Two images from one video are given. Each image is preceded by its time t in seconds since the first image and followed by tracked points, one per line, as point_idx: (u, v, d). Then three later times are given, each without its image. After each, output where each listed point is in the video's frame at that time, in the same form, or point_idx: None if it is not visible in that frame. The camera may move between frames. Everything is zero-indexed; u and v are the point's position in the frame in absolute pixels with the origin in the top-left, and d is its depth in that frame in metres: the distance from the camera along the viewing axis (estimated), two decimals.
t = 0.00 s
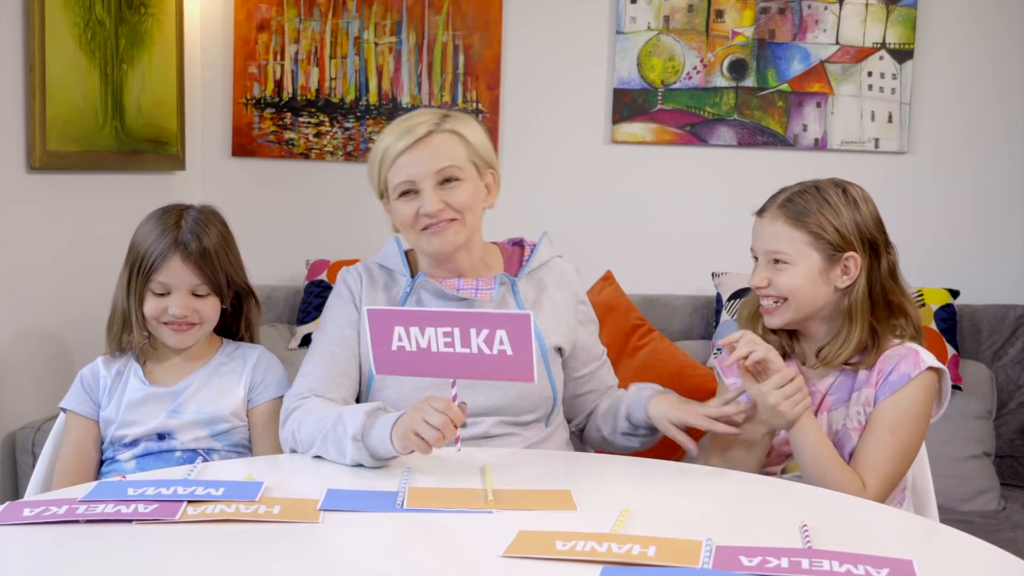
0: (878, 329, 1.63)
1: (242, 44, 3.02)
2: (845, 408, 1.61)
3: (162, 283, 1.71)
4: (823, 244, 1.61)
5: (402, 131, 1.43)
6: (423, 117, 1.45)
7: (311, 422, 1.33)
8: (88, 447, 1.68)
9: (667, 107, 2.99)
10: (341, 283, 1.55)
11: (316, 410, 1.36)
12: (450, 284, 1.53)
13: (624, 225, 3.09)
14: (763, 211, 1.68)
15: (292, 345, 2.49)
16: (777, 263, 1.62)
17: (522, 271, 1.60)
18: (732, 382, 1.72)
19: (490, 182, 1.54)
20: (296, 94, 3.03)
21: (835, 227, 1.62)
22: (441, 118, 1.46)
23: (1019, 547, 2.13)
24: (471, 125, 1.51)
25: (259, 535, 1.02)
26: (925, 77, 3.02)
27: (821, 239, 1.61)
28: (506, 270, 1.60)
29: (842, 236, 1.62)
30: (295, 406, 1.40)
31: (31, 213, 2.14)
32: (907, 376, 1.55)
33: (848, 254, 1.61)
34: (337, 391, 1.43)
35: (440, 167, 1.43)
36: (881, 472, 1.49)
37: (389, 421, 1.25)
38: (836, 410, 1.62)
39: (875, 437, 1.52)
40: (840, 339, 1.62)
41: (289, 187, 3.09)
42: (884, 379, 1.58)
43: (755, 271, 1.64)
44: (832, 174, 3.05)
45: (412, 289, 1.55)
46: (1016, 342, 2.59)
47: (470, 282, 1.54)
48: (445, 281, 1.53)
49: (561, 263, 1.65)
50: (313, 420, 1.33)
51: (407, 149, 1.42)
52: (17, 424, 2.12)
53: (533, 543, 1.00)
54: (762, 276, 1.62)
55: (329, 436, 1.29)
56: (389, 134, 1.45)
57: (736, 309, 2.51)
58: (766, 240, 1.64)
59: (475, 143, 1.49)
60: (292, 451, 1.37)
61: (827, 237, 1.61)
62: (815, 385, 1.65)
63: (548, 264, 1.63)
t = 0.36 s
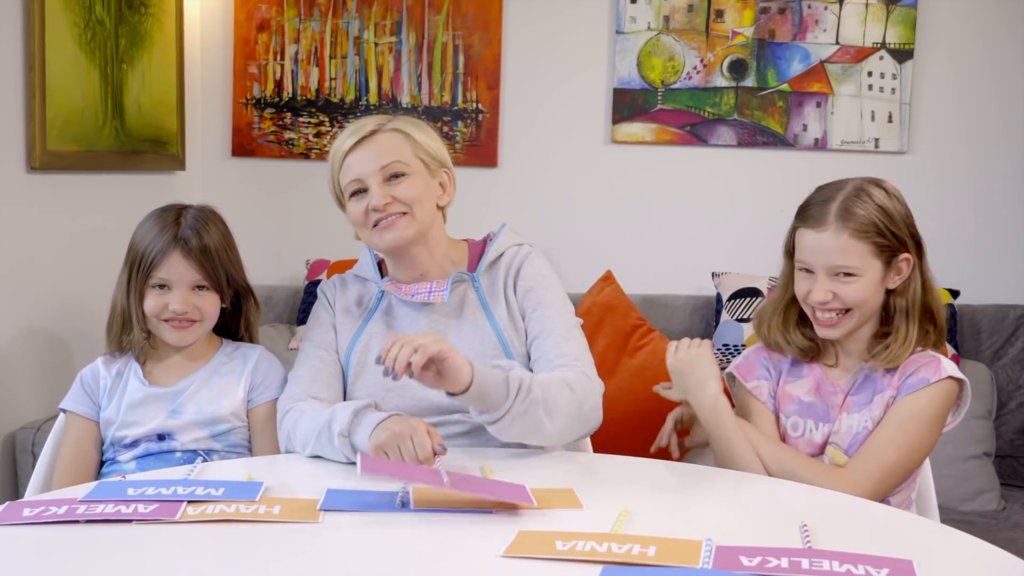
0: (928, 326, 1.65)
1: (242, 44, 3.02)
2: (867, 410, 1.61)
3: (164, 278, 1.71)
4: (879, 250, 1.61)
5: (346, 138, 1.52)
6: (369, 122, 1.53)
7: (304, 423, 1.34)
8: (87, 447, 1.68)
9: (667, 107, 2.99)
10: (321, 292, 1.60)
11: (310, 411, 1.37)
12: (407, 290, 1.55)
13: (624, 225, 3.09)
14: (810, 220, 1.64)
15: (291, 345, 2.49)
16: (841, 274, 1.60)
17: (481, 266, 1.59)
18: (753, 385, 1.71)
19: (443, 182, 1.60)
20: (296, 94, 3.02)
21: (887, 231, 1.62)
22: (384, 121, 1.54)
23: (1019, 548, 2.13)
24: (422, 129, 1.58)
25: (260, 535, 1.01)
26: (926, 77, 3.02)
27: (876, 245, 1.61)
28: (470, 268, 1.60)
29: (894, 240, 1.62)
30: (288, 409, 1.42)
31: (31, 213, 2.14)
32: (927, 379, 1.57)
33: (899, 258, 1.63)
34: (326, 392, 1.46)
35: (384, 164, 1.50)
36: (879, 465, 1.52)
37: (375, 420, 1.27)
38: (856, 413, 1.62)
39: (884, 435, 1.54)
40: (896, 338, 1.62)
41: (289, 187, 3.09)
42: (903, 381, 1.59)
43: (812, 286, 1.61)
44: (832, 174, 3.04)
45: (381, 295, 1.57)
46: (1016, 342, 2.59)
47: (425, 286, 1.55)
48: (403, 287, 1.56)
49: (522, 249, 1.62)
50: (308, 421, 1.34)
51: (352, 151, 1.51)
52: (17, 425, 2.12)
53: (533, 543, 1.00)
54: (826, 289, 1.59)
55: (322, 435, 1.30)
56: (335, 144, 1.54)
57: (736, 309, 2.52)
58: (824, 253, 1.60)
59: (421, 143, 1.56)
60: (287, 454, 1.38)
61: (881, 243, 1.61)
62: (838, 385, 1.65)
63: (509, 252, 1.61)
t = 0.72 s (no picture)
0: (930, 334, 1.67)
1: (242, 44, 3.02)
2: (861, 404, 1.60)
3: (168, 272, 1.71)
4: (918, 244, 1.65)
5: (444, 124, 1.43)
6: (475, 115, 1.44)
7: (332, 413, 1.34)
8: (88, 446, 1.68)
9: (667, 107, 2.99)
10: (361, 278, 1.57)
11: (337, 400, 1.36)
12: (457, 292, 1.53)
13: (625, 225, 3.09)
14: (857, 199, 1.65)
15: (291, 345, 2.49)
16: (883, 254, 1.61)
17: (530, 276, 1.56)
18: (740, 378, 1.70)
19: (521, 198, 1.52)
20: (296, 94, 3.02)
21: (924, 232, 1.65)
22: (488, 118, 1.45)
23: (1019, 547, 2.13)
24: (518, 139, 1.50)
25: (260, 535, 1.02)
26: (926, 77, 3.02)
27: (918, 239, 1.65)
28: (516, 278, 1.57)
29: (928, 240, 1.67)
30: (321, 399, 1.39)
31: (31, 213, 2.14)
32: (919, 376, 1.56)
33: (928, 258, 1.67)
34: (359, 385, 1.43)
35: (482, 163, 1.41)
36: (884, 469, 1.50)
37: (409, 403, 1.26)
38: (849, 406, 1.61)
39: (879, 437, 1.53)
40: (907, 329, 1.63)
41: (289, 187, 3.09)
42: (895, 380, 1.58)
43: (854, 256, 1.62)
44: (832, 174, 3.04)
45: (426, 290, 1.55)
46: (1016, 342, 2.59)
47: (477, 290, 1.53)
48: (453, 288, 1.53)
49: (573, 266, 1.60)
50: (339, 412, 1.33)
51: (450, 139, 1.42)
52: (17, 425, 2.12)
53: (533, 543, 1.00)
54: (868, 262, 1.61)
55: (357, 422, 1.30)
56: (433, 122, 1.44)
57: (736, 309, 2.52)
58: (870, 228, 1.62)
59: (516, 152, 1.48)
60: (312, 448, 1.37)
61: (922, 237, 1.65)
62: (832, 376, 1.64)
63: (556, 268, 1.59)
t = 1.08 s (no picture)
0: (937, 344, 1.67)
1: (242, 44, 3.02)
2: (870, 408, 1.60)
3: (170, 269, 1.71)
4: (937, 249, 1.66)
5: (475, 133, 1.41)
6: (507, 125, 1.43)
7: (338, 424, 1.32)
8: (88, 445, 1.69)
9: (667, 107, 2.99)
10: (368, 273, 1.57)
11: (341, 407, 1.35)
12: (470, 299, 1.51)
13: (625, 225, 3.09)
14: (885, 197, 1.68)
15: (291, 345, 2.50)
16: (904, 253, 1.62)
17: (540, 283, 1.55)
18: (749, 367, 1.71)
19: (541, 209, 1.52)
20: (296, 94, 3.02)
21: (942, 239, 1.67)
22: (518, 127, 1.44)
23: (1019, 547, 2.13)
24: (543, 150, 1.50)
25: (260, 535, 1.02)
26: (925, 77, 3.02)
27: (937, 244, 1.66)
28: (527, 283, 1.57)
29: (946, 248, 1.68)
30: (317, 401, 1.39)
31: (31, 213, 2.14)
32: (932, 382, 1.57)
33: (944, 265, 1.68)
34: (355, 386, 1.43)
35: (514, 176, 1.40)
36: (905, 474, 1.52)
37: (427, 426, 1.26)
38: (857, 408, 1.61)
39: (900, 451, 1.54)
40: (920, 332, 1.65)
41: (289, 186, 3.09)
42: (906, 385, 1.59)
43: (876, 250, 1.63)
44: (832, 174, 3.04)
45: (435, 292, 1.53)
46: (1016, 342, 2.59)
47: (490, 298, 1.50)
48: (466, 296, 1.51)
49: (582, 271, 1.60)
50: (339, 422, 1.32)
51: (479, 149, 1.41)
52: (17, 425, 2.12)
53: (533, 543, 1.00)
54: (889, 256, 1.61)
55: (366, 441, 1.28)
56: (463, 130, 1.43)
57: (736, 309, 2.52)
58: (897, 225, 1.63)
59: (541, 164, 1.47)
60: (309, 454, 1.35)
61: (941, 243, 1.67)
62: (837, 376, 1.64)
63: (565, 274, 1.58)
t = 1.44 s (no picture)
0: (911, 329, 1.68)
1: (242, 44, 3.02)
2: (860, 402, 1.61)
3: (179, 264, 1.71)
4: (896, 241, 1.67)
5: (499, 142, 1.40)
6: (533, 140, 1.41)
7: (334, 420, 1.32)
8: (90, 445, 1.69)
9: (667, 107, 2.99)
10: (368, 272, 1.57)
11: (338, 407, 1.35)
12: (468, 301, 1.51)
13: (625, 225, 3.09)
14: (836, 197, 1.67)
15: (291, 345, 2.50)
16: (861, 252, 1.63)
17: (539, 284, 1.55)
18: (740, 366, 1.71)
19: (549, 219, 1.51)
20: (296, 94, 3.02)
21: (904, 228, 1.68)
22: (542, 142, 1.42)
23: (1019, 547, 2.13)
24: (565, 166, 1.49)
25: (260, 535, 1.01)
26: (925, 77, 3.02)
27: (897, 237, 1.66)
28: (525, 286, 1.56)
29: (907, 236, 1.68)
30: (315, 403, 1.39)
31: (31, 213, 2.14)
32: (912, 356, 1.58)
33: (907, 254, 1.68)
34: (357, 388, 1.43)
35: (526, 192, 1.39)
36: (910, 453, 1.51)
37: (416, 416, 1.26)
38: (847, 404, 1.62)
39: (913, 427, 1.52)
40: (890, 326, 1.64)
41: (289, 187, 3.09)
42: (891, 366, 1.60)
43: (833, 254, 1.63)
44: (832, 174, 3.04)
45: (434, 295, 1.54)
46: (1016, 342, 2.59)
47: (488, 300, 1.50)
48: (464, 297, 1.52)
49: (582, 273, 1.59)
50: (335, 420, 1.32)
51: (499, 158, 1.39)
52: (17, 425, 2.12)
53: (533, 543, 1.00)
54: (847, 260, 1.62)
55: (361, 434, 1.28)
56: (488, 136, 1.41)
57: (736, 309, 2.52)
58: (851, 226, 1.63)
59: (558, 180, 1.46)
60: (306, 454, 1.36)
61: (901, 234, 1.67)
62: (825, 375, 1.65)
63: (564, 275, 1.58)
